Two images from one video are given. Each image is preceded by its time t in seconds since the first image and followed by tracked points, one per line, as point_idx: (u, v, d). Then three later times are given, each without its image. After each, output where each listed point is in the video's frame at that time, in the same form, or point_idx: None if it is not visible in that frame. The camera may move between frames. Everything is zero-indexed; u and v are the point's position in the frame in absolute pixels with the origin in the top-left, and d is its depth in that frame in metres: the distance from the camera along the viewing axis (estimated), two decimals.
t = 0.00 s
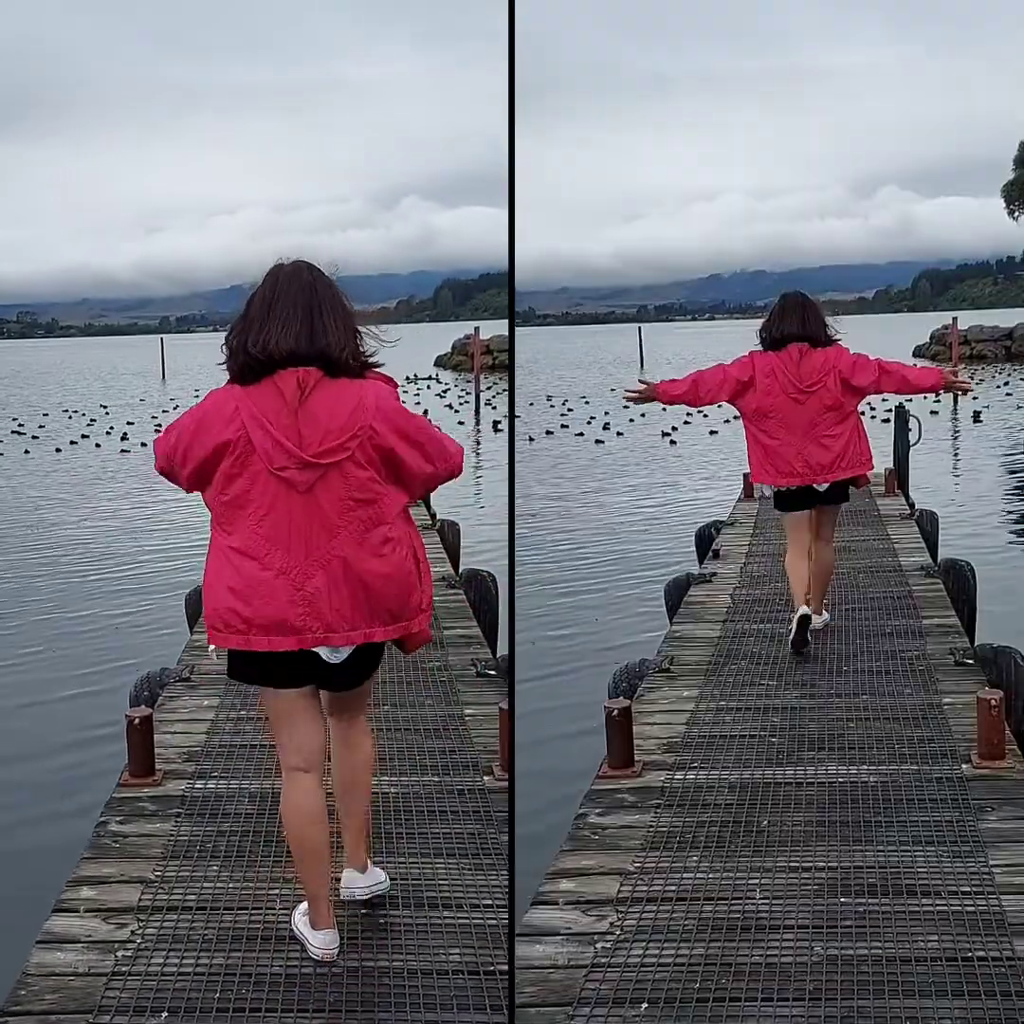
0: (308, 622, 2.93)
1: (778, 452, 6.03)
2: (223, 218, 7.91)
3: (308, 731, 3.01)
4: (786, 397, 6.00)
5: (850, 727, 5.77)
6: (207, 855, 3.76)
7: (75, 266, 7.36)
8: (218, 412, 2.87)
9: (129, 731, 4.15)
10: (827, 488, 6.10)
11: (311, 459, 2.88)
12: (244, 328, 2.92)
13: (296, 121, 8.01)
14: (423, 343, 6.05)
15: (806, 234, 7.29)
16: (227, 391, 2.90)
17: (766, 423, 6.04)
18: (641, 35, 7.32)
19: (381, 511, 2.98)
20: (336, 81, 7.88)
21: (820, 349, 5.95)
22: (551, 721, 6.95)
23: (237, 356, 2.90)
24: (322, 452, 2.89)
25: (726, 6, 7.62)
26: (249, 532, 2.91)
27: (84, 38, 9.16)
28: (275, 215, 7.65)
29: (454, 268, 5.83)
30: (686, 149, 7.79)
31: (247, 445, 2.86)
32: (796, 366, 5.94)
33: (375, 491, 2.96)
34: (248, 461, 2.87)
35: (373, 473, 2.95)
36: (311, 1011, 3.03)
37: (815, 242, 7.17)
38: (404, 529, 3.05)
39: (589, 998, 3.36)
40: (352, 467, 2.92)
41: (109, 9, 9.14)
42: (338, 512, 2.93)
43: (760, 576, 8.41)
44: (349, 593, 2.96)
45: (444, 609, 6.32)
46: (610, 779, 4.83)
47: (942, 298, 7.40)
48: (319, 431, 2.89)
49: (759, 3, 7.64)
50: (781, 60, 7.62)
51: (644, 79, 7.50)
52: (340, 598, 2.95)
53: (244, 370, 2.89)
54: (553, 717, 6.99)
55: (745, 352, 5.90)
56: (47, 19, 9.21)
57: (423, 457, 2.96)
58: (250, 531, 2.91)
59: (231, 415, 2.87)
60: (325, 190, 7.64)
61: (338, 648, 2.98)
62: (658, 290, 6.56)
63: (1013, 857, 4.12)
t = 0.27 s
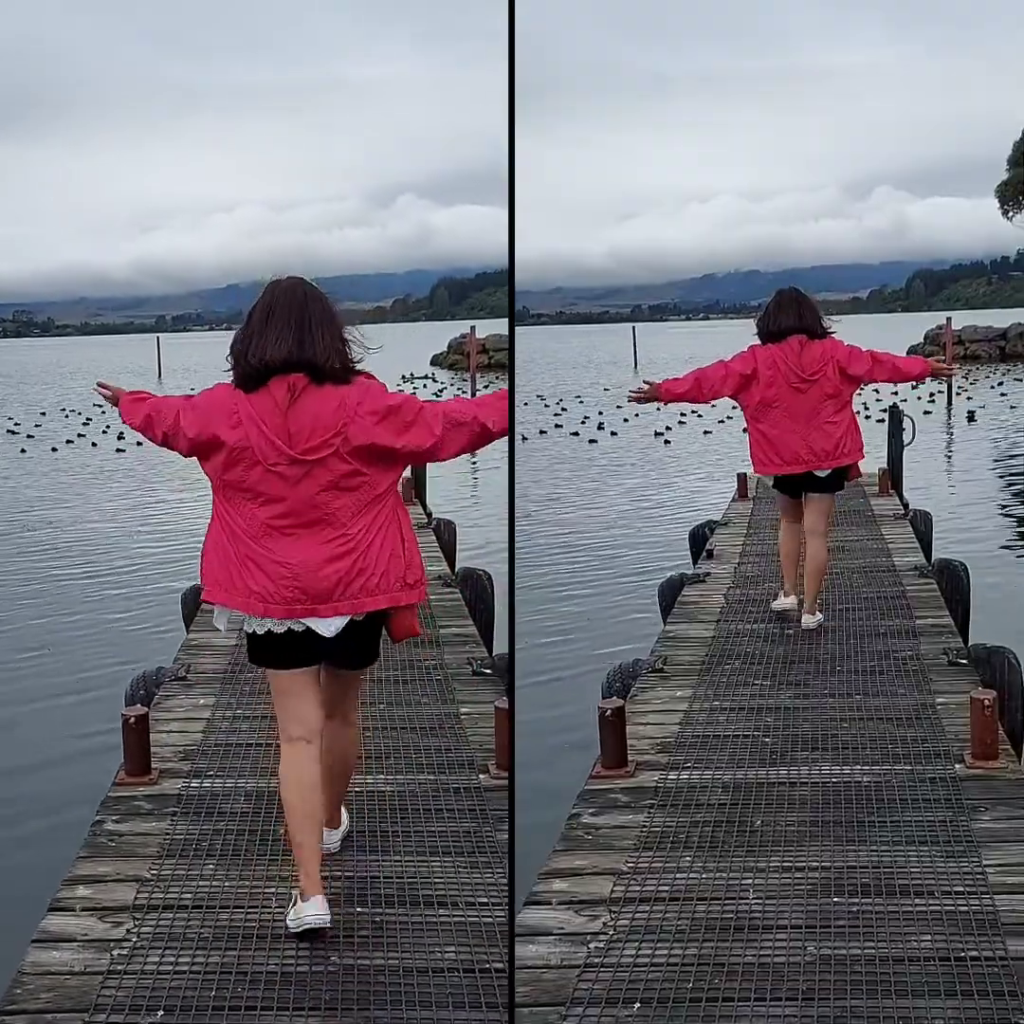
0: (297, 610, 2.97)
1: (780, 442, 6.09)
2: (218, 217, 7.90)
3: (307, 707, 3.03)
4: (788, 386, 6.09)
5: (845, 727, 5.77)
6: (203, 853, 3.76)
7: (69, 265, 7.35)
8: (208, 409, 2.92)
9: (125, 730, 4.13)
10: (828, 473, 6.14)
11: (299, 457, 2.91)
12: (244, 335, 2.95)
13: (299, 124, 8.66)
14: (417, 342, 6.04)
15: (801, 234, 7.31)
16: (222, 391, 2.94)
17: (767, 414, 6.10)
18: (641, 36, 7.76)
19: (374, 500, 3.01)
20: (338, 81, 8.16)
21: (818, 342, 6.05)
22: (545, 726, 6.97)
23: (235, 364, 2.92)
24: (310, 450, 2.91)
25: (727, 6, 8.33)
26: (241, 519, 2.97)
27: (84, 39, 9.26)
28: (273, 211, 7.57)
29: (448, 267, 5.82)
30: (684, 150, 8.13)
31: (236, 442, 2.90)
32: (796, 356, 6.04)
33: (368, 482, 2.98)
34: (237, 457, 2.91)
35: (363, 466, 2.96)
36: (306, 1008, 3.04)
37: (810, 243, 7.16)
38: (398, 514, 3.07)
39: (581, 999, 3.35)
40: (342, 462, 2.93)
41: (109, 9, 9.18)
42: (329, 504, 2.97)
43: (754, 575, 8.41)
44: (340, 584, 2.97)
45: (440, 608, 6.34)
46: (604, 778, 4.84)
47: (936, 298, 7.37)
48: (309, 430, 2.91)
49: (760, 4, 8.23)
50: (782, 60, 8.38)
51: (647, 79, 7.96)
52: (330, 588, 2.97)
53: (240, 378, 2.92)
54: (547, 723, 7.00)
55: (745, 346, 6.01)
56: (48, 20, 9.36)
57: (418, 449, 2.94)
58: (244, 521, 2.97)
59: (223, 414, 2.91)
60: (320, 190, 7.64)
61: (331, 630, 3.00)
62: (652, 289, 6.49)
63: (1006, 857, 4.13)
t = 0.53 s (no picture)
0: (306, 561, 3.51)
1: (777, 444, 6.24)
2: (216, 216, 7.89)
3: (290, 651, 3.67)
4: (786, 389, 6.21)
5: (843, 726, 5.77)
6: (199, 849, 3.76)
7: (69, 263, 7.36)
8: (226, 387, 3.45)
9: (121, 727, 4.12)
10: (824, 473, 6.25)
11: (307, 430, 3.45)
12: (248, 324, 3.47)
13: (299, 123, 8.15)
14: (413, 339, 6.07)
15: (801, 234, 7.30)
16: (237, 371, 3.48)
17: (767, 416, 6.22)
18: (642, 36, 7.14)
19: (375, 467, 3.52)
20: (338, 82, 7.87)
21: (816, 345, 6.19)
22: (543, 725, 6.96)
23: (247, 347, 3.47)
24: (316, 424, 3.45)
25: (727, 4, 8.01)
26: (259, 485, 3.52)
27: (84, 38, 9.11)
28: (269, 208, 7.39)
29: (446, 263, 5.84)
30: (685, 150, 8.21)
31: (253, 416, 3.44)
32: (795, 361, 6.18)
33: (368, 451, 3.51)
34: (254, 429, 3.45)
35: (363, 437, 3.48)
36: (302, 1006, 3.06)
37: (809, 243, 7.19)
38: (395, 480, 3.58)
39: (579, 998, 3.36)
40: (344, 434, 3.46)
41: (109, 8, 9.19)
42: (333, 470, 3.50)
43: (753, 574, 8.42)
44: (342, 539, 3.50)
45: (434, 603, 6.30)
46: (601, 778, 4.83)
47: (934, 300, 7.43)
48: (315, 406, 3.45)
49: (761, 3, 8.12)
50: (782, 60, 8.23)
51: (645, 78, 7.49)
52: (333, 544, 3.50)
53: (250, 359, 3.46)
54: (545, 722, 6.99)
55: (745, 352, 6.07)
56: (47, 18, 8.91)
57: (411, 421, 3.45)
58: (261, 486, 3.52)
59: (241, 391, 3.44)
60: (319, 188, 7.64)
61: (334, 583, 3.52)
62: (652, 289, 6.53)
63: (1004, 857, 4.12)
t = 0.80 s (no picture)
0: (315, 551, 3.53)
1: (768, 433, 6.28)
2: (212, 212, 7.88)
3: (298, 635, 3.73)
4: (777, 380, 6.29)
5: (840, 725, 5.76)
6: (198, 848, 3.75)
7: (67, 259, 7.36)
8: (238, 386, 3.48)
9: (121, 726, 4.10)
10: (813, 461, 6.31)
11: (317, 427, 3.49)
12: (256, 329, 3.50)
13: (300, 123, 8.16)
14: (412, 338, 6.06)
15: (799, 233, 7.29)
16: (247, 371, 3.50)
17: (758, 406, 6.30)
18: (640, 36, 6.97)
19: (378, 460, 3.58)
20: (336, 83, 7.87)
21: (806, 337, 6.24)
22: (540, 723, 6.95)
23: (255, 350, 3.50)
24: (325, 421, 3.49)
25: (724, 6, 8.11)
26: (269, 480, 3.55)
27: (84, 37, 9.37)
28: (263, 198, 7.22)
29: (443, 261, 5.82)
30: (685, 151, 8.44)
31: (265, 414, 3.47)
32: (785, 353, 6.22)
33: (373, 446, 3.56)
34: (265, 427, 3.47)
35: (369, 433, 3.54)
36: (301, 1005, 3.06)
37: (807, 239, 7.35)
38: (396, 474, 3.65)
39: (573, 996, 3.37)
40: (352, 431, 3.51)
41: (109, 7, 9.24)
42: (339, 464, 3.54)
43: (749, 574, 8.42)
44: (349, 530, 3.54)
45: (432, 602, 6.30)
46: (596, 776, 4.83)
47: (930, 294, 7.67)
48: (323, 404, 3.49)
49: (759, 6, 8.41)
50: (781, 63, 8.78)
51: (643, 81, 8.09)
52: (341, 534, 3.53)
53: (258, 360, 3.49)
54: (540, 720, 6.99)
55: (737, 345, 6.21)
56: (48, 20, 9.42)
57: (413, 415, 3.50)
58: (269, 479, 3.54)
59: (252, 391, 3.47)
60: (315, 185, 7.64)
61: (341, 568, 3.54)
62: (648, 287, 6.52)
63: (997, 855, 4.13)
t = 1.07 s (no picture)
0: (302, 530, 3.80)
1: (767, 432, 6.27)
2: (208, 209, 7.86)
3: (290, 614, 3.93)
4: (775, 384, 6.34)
5: (838, 725, 5.75)
6: (194, 847, 3.75)
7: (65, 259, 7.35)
8: (237, 376, 3.74)
9: (117, 724, 4.10)
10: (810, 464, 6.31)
11: (307, 415, 3.74)
12: (255, 320, 3.76)
13: (298, 124, 8.25)
14: (408, 336, 6.06)
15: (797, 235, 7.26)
16: (246, 362, 3.76)
17: (756, 407, 6.34)
18: (641, 37, 7.14)
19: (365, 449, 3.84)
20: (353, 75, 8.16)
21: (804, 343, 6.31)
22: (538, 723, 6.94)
23: (255, 341, 3.76)
24: (315, 409, 3.74)
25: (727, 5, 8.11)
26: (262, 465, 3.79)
27: (84, 38, 8.93)
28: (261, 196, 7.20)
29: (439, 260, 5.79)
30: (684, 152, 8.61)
31: (261, 402, 3.72)
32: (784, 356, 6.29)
33: (361, 436, 3.83)
34: (261, 414, 3.72)
35: (357, 422, 3.80)
36: (298, 1004, 3.06)
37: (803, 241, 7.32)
38: (378, 461, 3.92)
39: (570, 997, 3.37)
40: (340, 419, 3.77)
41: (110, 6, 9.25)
42: (328, 451, 3.80)
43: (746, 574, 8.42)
44: (335, 511, 3.81)
45: (430, 599, 6.31)
46: (593, 777, 4.83)
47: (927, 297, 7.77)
48: (315, 394, 3.74)
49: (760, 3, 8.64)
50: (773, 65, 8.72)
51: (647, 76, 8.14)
52: (328, 514, 3.81)
53: (257, 349, 3.75)
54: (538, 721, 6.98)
55: (738, 346, 6.26)
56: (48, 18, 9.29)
57: (398, 409, 3.77)
58: (262, 464, 3.78)
59: (250, 380, 3.72)
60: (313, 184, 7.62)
61: (326, 548, 3.83)
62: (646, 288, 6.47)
63: (995, 855, 4.13)
